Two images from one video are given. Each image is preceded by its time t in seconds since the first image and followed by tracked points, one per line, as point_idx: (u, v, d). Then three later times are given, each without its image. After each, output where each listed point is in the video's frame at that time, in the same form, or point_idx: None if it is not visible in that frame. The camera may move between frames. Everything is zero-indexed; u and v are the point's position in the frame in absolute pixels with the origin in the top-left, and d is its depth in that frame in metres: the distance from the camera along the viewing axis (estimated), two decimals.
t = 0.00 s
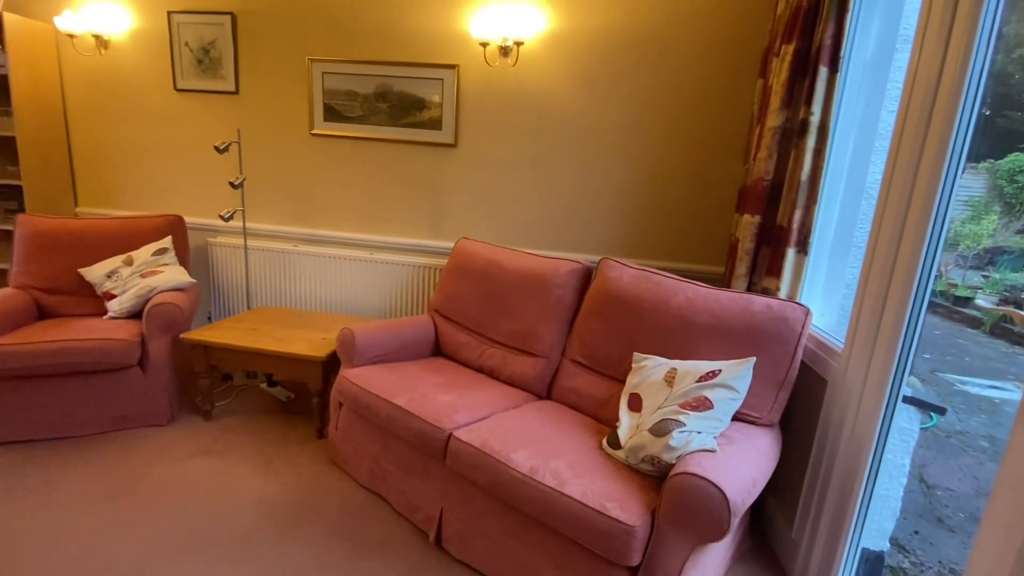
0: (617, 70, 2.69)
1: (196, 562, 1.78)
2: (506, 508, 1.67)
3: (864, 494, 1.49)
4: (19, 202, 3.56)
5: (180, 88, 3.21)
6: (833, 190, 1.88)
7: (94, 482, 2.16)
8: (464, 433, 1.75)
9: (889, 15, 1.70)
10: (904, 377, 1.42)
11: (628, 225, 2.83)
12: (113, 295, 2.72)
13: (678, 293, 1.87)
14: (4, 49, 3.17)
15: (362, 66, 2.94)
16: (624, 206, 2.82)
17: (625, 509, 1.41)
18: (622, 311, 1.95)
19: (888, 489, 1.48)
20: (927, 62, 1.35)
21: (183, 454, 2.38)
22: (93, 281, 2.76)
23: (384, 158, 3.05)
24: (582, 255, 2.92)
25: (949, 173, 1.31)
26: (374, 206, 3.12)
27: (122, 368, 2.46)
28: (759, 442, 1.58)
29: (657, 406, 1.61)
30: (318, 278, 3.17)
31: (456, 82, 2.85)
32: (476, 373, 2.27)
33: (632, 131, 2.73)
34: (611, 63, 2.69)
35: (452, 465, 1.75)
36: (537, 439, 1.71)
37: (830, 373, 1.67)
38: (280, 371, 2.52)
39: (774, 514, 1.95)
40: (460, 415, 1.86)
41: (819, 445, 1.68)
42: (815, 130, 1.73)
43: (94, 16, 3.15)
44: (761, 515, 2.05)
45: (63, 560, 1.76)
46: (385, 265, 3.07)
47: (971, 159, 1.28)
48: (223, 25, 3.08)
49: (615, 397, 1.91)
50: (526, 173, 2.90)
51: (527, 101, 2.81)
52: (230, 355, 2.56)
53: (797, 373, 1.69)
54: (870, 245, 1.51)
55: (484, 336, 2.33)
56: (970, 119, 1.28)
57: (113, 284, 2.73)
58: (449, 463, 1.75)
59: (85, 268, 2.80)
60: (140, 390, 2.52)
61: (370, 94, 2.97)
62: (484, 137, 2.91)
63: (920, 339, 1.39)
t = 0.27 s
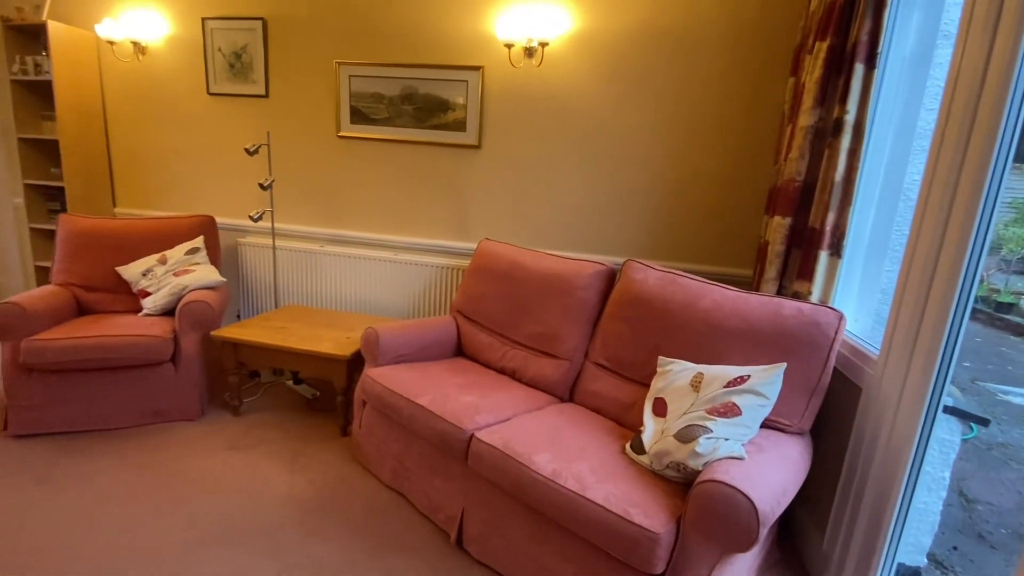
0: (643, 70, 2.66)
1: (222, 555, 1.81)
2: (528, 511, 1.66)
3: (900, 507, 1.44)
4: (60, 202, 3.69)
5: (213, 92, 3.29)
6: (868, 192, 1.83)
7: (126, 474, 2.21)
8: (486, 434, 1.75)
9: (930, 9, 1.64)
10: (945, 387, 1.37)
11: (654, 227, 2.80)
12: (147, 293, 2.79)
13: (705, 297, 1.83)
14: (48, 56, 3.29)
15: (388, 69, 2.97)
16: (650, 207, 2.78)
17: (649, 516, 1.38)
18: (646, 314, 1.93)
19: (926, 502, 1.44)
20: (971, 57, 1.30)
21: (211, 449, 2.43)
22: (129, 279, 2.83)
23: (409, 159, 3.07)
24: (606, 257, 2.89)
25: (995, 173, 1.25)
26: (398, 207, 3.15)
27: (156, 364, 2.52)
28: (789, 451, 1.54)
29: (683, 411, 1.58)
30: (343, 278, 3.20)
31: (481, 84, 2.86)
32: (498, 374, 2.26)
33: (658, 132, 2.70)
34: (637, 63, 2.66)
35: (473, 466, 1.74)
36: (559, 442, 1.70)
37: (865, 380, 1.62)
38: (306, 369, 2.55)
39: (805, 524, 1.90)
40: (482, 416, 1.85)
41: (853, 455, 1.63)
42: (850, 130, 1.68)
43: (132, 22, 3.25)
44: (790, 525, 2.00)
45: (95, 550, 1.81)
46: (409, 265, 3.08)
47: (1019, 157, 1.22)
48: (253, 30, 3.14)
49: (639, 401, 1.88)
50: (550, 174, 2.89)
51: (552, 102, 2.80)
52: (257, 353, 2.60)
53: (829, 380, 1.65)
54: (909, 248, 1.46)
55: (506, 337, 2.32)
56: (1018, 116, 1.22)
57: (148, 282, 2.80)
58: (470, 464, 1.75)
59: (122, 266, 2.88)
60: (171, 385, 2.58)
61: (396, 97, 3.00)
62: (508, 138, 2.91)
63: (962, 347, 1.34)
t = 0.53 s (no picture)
0: (671, 70, 2.62)
1: (250, 548, 1.84)
2: (553, 514, 1.65)
3: (941, 522, 1.38)
4: (101, 203, 3.83)
5: (246, 96, 3.37)
6: (908, 193, 1.77)
7: (160, 467, 2.27)
8: (510, 435, 1.74)
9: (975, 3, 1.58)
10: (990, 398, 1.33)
11: (681, 229, 2.76)
12: (183, 291, 2.87)
13: (735, 300, 1.80)
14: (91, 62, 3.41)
15: (415, 72, 3.00)
16: (678, 208, 2.75)
17: (676, 522, 1.36)
18: (674, 317, 1.90)
19: (967, 517, 1.41)
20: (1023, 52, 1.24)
21: (241, 444, 2.48)
22: (165, 277, 2.92)
23: (435, 161, 3.09)
24: (632, 259, 2.86)
25: None
26: (424, 209, 3.17)
27: (190, 360, 2.59)
28: (823, 460, 1.49)
29: (712, 416, 1.55)
30: (370, 278, 3.24)
31: (507, 86, 2.86)
32: (523, 376, 2.26)
33: (686, 132, 2.66)
34: (665, 63, 2.63)
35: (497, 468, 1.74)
36: (584, 445, 1.68)
37: (904, 389, 1.57)
38: (333, 367, 2.59)
39: (838, 535, 1.85)
40: (506, 417, 1.85)
41: (890, 466, 1.58)
42: (889, 129, 1.63)
43: (171, 29, 3.36)
44: (823, 536, 1.94)
45: (130, 539, 1.86)
46: (433, 266, 3.10)
47: None
48: (285, 35, 3.21)
49: (665, 405, 1.86)
50: (576, 176, 2.87)
51: (578, 103, 2.79)
52: (286, 351, 2.65)
53: (866, 388, 1.60)
54: (953, 252, 1.41)
55: (530, 339, 2.32)
56: None
57: (184, 281, 2.88)
58: (494, 465, 1.74)
59: (159, 265, 2.97)
60: (204, 381, 2.65)
61: (423, 99, 3.02)
62: (534, 139, 2.90)
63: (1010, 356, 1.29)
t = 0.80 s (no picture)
0: (702, 70, 2.58)
1: (279, 543, 1.88)
2: (579, 518, 1.64)
3: (987, 538, 1.33)
4: (142, 204, 3.96)
5: (279, 100, 3.45)
6: (953, 195, 1.70)
7: (195, 460, 2.34)
8: (536, 437, 1.74)
9: None
10: None
11: (710, 232, 2.71)
12: (218, 290, 2.95)
13: (768, 304, 1.76)
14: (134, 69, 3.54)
15: (443, 75, 3.02)
16: (707, 210, 2.70)
17: (706, 530, 1.33)
18: (704, 321, 1.87)
19: (1016, 533, 1.30)
20: None
21: (271, 439, 2.54)
22: (201, 276, 3.00)
23: (462, 163, 3.11)
24: (659, 261, 2.83)
25: None
26: (451, 211, 3.19)
27: (224, 357, 2.66)
28: (860, 471, 1.45)
29: (743, 423, 1.52)
30: (397, 279, 3.28)
31: (535, 87, 2.86)
32: (548, 379, 2.25)
33: (717, 133, 2.62)
34: (696, 63, 2.59)
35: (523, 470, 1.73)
36: (611, 449, 1.67)
37: (948, 399, 1.51)
38: (360, 366, 2.63)
39: (875, 548, 1.78)
40: (532, 419, 1.84)
41: (932, 479, 1.52)
42: (933, 128, 1.57)
43: (209, 36, 3.46)
44: (858, 549, 1.88)
45: (166, 530, 1.91)
46: (460, 267, 3.12)
47: None
48: (317, 40, 3.27)
49: (694, 411, 1.82)
50: (602, 177, 2.85)
51: (606, 104, 2.77)
52: (315, 349, 2.70)
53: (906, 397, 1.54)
54: (1002, 256, 1.35)
55: (556, 341, 2.31)
56: None
57: (218, 280, 2.96)
58: (520, 467, 1.74)
59: (196, 265, 3.05)
60: (237, 377, 2.72)
61: (450, 102, 3.04)
62: (560, 141, 2.89)
63: None
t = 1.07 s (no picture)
0: (736, 69, 2.53)
1: (311, 538, 1.91)
2: (608, 522, 1.62)
3: None
4: (182, 206, 4.09)
5: (313, 104, 3.52)
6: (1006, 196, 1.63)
7: (231, 454, 2.40)
8: (565, 440, 1.73)
9: None
10: None
11: (743, 233, 2.66)
12: (253, 289, 3.02)
13: (806, 309, 1.71)
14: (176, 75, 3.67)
15: (473, 77, 3.04)
16: (741, 212, 2.65)
17: (741, 539, 1.30)
18: (738, 325, 1.83)
19: None
20: None
21: (303, 436, 2.58)
22: (237, 276, 3.08)
23: (491, 165, 3.12)
24: (690, 263, 2.79)
25: None
26: (479, 213, 3.20)
27: (258, 354, 2.73)
28: (905, 483, 1.39)
29: (780, 431, 1.48)
30: (426, 280, 3.31)
31: (564, 88, 2.85)
32: (577, 381, 2.24)
33: (752, 133, 2.56)
34: (730, 62, 2.54)
35: (552, 472, 1.73)
36: (642, 454, 1.65)
37: (1000, 411, 1.44)
38: (390, 366, 2.66)
39: (917, 563, 1.72)
40: (561, 422, 1.83)
41: (982, 494, 1.46)
42: (984, 127, 1.51)
43: (247, 43, 3.55)
44: (899, 563, 1.82)
45: (203, 521, 1.97)
46: (487, 269, 3.13)
47: None
48: (350, 44, 3.33)
49: (727, 417, 1.79)
50: (632, 178, 2.83)
51: (637, 105, 2.74)
52: (346, 348, 2.74)
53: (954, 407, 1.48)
54: None
55: (584, 344, 2.29)
56: None
57: (254, 279, 3.03)
58: (548, 469, 1.73)
59: (232, 264, 3.14)
60: (271, 374, 2.78)
61: (479, 104, 3.05)
62: (590, 142, 2.88)
63: None
